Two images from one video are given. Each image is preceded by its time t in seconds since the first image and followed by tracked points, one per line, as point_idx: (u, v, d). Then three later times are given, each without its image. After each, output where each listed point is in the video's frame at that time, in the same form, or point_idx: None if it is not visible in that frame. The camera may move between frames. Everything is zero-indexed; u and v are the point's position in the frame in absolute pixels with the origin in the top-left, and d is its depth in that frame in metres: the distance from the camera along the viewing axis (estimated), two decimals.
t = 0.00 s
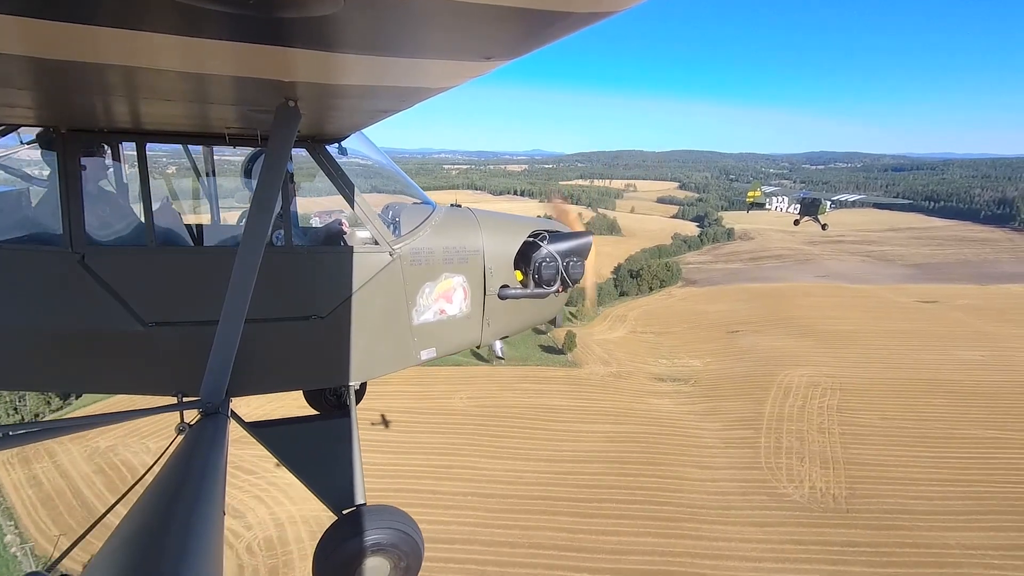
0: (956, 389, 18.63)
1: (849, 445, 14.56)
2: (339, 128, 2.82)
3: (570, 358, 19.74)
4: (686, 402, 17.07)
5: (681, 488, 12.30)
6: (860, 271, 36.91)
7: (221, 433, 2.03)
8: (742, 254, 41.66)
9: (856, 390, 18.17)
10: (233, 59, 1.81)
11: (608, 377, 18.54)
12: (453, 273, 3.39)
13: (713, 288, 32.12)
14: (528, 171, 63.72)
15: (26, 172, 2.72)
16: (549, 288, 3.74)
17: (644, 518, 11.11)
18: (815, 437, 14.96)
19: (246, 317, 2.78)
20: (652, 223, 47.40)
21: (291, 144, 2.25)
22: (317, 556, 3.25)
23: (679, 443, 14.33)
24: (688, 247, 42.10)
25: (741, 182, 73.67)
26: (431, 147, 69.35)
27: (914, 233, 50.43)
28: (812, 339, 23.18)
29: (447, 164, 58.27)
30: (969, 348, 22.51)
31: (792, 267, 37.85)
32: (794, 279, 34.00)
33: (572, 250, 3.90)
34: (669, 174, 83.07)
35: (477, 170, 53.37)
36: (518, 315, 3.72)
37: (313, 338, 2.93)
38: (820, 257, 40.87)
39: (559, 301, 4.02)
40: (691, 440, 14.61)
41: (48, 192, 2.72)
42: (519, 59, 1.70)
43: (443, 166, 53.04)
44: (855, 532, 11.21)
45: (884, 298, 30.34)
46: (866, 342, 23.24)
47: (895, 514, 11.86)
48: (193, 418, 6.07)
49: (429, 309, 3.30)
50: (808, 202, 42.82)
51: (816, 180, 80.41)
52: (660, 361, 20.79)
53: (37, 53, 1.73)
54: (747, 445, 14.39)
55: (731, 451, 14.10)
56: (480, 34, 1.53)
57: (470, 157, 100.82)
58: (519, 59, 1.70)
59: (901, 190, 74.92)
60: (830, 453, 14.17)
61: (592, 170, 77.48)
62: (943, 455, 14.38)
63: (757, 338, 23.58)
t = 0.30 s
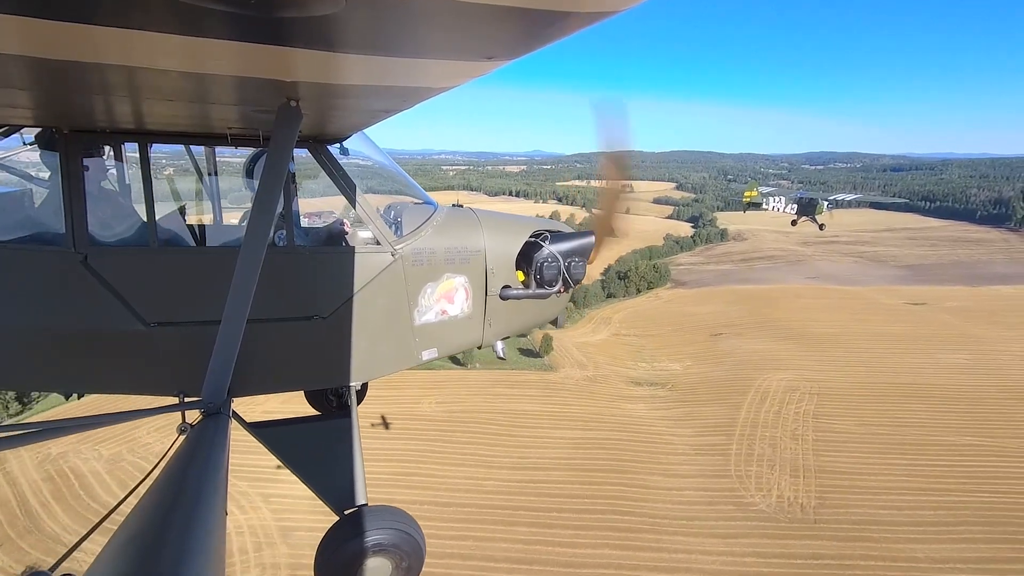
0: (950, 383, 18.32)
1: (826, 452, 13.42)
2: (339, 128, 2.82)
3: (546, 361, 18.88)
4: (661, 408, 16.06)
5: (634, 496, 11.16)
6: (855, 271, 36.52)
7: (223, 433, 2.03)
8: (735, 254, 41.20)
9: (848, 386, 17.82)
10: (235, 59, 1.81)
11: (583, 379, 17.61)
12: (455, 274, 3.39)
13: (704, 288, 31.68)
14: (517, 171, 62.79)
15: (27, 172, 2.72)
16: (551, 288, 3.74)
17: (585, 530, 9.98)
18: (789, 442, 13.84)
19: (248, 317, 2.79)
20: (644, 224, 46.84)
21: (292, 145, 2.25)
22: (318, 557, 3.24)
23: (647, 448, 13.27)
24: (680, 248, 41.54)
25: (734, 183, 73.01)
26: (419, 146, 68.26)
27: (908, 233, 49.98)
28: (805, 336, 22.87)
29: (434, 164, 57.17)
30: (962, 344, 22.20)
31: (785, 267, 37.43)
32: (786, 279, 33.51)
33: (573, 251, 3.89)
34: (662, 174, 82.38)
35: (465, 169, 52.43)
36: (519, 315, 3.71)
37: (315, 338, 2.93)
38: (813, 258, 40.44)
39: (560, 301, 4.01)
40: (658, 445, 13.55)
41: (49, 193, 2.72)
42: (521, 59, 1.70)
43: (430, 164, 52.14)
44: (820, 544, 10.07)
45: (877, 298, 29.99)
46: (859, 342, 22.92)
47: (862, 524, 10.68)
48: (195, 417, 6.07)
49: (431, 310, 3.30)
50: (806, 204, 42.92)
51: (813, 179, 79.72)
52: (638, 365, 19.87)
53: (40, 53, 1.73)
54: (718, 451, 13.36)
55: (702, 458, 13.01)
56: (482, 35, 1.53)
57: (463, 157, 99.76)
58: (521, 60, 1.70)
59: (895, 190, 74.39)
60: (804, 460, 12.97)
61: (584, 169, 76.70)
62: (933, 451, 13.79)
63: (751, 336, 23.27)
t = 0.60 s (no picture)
0: (945, 370, 17.99)
1: (799, 457, 12.02)
2: (340, 132, 2.82)
3: (520, 364, 17.19)
4: (635, 412, 14.43)
5: (580, 508, 9.73)
6: (849, 271, 36.05)
7: (224, 438, 2.02)
8: (728, 255, 40.68)
9: (845, 374, 17.44)
10: (238, 63, 1.81)
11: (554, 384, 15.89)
12: (456, 277, 3.38)
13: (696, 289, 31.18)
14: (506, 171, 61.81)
15: (29, 177, 2.71)
16: (552, 292, 3.73)
17: (518, 548, 8.73)
18: (761, 449, 12.44)
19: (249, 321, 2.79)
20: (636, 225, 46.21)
21: (293, 149, 2.25)
22: (319, 562, 3.23)
23: (609, 451, 11.84)
24: (671, 249, 41.04)
25: (726, 184, 72.25)
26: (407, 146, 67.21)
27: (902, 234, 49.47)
28: (801, 330, 22.51)
29: (420, 164, 56.08)
30: (960, 338, 21.61)
31: (778, 268, 36.97)
32: (779, 279, 33.10)
33: (575, 253, 3.90)
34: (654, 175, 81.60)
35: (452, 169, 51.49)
36: (521, 319, 3.71)
37: (315, 342, 2.93)
38: (806, 258, 39.94)
39: (561, 304, 4.01)
40: (621, 447, 12.12)
41: (51, 199, 2.71)
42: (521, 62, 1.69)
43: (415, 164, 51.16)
44: (783, 557, 8.76)
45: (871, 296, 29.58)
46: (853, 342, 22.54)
47: (828, 534, 9.35)
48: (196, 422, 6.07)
49: (432, 313, 3.29)
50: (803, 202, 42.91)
51: (807, 180, 79.03)
52: (616, 367, 18.12)
53: (43, 59, 1.73)
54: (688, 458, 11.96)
55: (669, 466, 11.61)
56: (482, 37, 1.52)
57: (456, 158, 98.84)
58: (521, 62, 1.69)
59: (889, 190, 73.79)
60: (776, 468, 11.59)
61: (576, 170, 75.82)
62: (926, 444, 12.89)
63: (747, 329, 22.82)
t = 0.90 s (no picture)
0: (936, 370, 17.85)
1: (768, 464, 11.34)
2: (340, 126, 2.81)
3: (494, 367, 16.22)
4: (607, 416, 13.66)
5: (533, 521, 9.15)
6: (841, 271, 35.82)
7: (224, 435, 2.01)
8: (720, 255, 40.37)
9: (837, 374, 17.36)
10: (239, 57, 1.79)
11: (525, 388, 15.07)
12: (456, 273, 3.37)
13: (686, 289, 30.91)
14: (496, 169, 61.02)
15: (26, 171, 2.70)
16: (552, 287, 3.72)
17: (467, 562, 8.35)
18: (731, 457, 11.61)
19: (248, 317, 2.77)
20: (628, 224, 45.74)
21: (293, 143, 2.24)
22: (318, 559, 3.23)
23: (572, 460, 11.22)
24: (663, 248, 40.84)
25: (719, 183, 71.79)
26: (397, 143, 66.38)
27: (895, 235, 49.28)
28: (789, 330, 22.30)
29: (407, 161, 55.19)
30: (949, 339, 21.47)
31: (770, 269, 36.72)
32: (771, 280, 32.89)
33: (577, 248, 3.87)
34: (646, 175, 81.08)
35: (440, 167, 50.75)
36: (522, 315, 3.70)
37: (314, 338, 2.92)
38: (798, 259, 39.68)
39: (562, 300, 4.00)
40: (588, 453, 11.54)
41: (50, 193, 2.70)
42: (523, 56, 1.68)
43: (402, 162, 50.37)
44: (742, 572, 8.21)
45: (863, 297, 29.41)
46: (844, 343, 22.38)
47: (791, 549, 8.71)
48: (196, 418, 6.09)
49: (432, 309, 3.28)
50: (798, 202, 42.74)
51: (800, 180, 78.69)
52: (594, 370, 17.33)
53: (42, 52, 1.72)
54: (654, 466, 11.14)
55: (634, 475, 10.87)
56: (483, 31, 1.51)
57: (448, 156, 98.04)
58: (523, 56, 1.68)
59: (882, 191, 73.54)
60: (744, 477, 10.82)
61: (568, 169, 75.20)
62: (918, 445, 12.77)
63: (740, 328, 22.68)
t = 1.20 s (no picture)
0: (923, 373, 17.87)
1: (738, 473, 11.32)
2: (339, 121, 2.79)
3: (466, 372, 16.23)
4: (576, 424, 13.63)
5: (485, 535, 9.13)
6: (831, 273, 35.86)
7: (221, 431, 1.99)
8: (711, 257, 40.31)
9: (828, 377, 17.38)
10: (237, 51, 1.77)
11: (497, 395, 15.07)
12: (455, 270, 3.36)
13: (676, 291, 30.88)
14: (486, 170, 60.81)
15: (23, 165, 2.69)
16: (552, 284, 3.70)
17: None
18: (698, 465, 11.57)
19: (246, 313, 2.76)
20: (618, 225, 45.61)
21: (291, 138, 2.22)
22: (316, 557, 3.22)
23: (537, 470, 11.22)
24: (654, 250, 40.76)
25: (711, 185, 71.72)
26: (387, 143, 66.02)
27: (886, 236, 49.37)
28: (778, 333, 22.33)
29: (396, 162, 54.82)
30: (936, 341, 21.53)
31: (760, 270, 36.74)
32: (761, 281, 32.88)
33: (576, 245, 3.85)
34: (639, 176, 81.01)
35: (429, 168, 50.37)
36: (522, 311, 3.69)
37: (312, 334, 2.91)
38: (789, 260, 39.70)
39: (562, 297, 3.99)
40: (555, 464, 11.54)
41: (46, 187, 2.69)
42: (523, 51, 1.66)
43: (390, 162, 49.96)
44: None
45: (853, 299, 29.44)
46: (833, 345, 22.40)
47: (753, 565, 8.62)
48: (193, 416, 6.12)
49: (431, 306, 3.27)
50: (797, 202, 43.51)
51: (793, 181, 78.69)
52: (569, 376, 17.28)
53: (38, 45, 1.70)
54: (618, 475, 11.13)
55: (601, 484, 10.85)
56: (483, 24, 1.50)
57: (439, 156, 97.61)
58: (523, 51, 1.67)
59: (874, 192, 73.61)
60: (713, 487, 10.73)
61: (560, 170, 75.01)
62: (906, 447, 12.78)
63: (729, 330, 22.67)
